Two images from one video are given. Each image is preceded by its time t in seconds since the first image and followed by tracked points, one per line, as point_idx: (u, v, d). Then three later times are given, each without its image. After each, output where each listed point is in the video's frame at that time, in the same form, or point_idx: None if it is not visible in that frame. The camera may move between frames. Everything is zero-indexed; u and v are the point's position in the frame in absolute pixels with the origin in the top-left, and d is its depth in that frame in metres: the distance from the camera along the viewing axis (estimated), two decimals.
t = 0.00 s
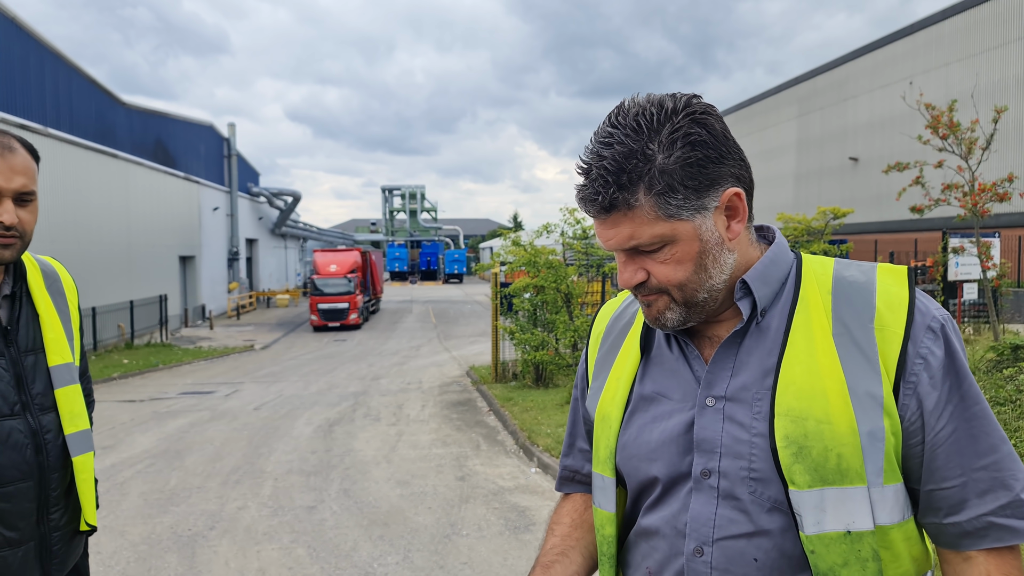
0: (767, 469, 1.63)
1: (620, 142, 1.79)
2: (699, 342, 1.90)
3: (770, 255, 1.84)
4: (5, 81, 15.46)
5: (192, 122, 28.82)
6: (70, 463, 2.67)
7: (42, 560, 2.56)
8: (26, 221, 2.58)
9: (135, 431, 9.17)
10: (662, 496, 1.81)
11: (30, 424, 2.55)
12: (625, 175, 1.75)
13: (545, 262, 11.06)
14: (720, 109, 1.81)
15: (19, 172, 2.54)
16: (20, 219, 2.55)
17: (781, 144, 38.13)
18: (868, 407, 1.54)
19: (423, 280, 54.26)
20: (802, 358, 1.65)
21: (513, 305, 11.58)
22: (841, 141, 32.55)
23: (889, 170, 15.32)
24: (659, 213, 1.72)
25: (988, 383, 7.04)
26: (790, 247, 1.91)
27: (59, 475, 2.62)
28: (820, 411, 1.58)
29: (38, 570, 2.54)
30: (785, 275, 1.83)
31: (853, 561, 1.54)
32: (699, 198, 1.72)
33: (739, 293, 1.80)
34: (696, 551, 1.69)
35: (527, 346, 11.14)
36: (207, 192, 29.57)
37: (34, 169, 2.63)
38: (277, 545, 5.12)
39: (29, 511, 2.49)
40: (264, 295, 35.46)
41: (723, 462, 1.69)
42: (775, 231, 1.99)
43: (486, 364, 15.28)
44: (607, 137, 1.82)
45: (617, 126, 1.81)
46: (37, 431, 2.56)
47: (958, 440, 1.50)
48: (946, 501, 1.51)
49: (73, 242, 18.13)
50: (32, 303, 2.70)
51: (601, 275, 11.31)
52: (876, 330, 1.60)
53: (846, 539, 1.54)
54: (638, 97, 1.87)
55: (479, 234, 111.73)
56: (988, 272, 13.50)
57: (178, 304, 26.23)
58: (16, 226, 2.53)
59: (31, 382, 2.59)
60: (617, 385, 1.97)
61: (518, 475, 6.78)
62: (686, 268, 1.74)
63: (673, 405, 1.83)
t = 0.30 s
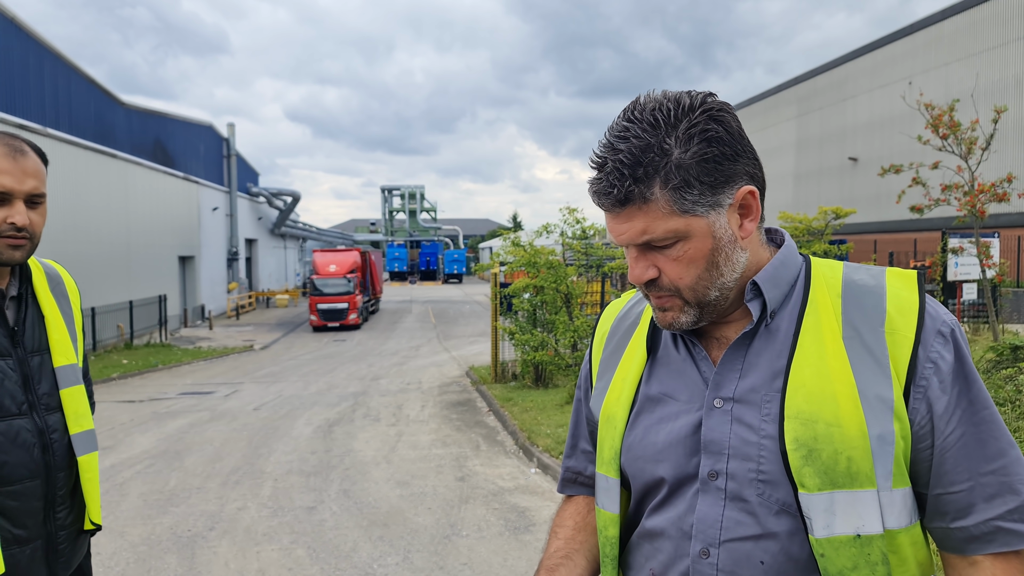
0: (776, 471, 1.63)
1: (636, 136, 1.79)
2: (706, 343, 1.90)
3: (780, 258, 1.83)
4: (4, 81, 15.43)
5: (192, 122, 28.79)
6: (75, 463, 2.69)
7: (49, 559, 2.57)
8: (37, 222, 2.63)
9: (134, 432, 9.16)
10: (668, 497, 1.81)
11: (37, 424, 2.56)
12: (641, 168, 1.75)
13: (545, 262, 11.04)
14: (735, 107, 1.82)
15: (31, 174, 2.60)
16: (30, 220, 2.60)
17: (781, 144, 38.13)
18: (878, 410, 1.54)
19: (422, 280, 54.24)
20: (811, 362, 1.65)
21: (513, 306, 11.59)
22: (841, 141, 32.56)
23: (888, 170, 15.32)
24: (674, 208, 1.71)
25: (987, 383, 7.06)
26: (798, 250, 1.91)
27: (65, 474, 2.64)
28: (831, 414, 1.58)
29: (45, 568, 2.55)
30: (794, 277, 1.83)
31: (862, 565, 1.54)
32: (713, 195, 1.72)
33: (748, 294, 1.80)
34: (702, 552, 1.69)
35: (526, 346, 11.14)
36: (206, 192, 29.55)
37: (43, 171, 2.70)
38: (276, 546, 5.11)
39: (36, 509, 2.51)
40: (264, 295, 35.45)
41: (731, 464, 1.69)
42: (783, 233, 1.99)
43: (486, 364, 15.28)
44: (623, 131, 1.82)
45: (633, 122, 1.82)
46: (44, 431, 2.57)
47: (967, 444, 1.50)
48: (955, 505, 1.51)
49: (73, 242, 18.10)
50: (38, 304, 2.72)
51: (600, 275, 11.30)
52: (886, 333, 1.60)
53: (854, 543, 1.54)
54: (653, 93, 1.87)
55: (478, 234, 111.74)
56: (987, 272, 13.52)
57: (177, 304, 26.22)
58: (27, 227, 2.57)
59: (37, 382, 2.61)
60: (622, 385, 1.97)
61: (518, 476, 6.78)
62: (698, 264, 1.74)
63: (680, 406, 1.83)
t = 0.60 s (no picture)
0: (773, 468, 1.66)
1: (645, 128, 1.83)
2: (707, 341, 1.93)
3: (781, 257, 1.87)
4: (5, 82, 15.47)
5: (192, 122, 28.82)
6: (85, 456, 2.79)
7: (63, 548, 2.66)
8: (52, 221, 2.77)
9: (135, 431, 9.20)
10: (666, 492, 1.84)
11: (50, 417, 2.67)
12: (649, 158, 1.78)
13: (544, 262, 11.07)
14: (743, 105, 1.86)
15: (48, 177, 2.75)
16: (47, 221, 2.75)
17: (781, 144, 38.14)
18: (875, 408, 1.57)
19: (422, 280, 54.25)
20: (810, 360, 1.68)
21: (512, 305, 11.60)
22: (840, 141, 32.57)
23: (886, 169, 15.30)
24: (679, 199, 1.74)
25: (984, 382, 7.09)
26: (799, 250, 1.94)
27: (77, 466, 2.74)
28: (828, 411, 1.61)
29: (61, 558, 2.65)
30: (795, 276, 1.86)
31: (856, 561, 1.57)
32: (717, 189, 1.75)
33: (749, 292, 1.83)
34: (698, 547, 1.72)
35: (526, 346, 11.18)
36: (207, 192, 29.57)
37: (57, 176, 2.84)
38: (277, 544, 5.14)
39: (52, 499, 2.62)
40: (264, 295, 35.48)
41: (728, 460, 1.72)
42: (785, 233, 2.02)
43: (485, 364, 15.31)
44: (633, 122, 1.86)
45: (643, 114, 1.86)
46: (56, 424, 2.67)
47: (963, 444, 1.53)
48: (950, 504, 1.54)
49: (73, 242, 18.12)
50: (46, 304, 2.84)
51: (599, 275, 11.28)
52: (885, 332, 1.63)
53: (849, 539, 1.57)
54: (663, 88, 1.91)
55: (478, 235, 111.78)
56: (985, 271, 13.56)
57: (178, 304, 26.25)
58: (45, 227, 2.72)
59: (47, 377, 2.71)
60: (623, 381, 2.00)
61: (518, 475, 6.81)
62: (701, 256, 1.76)
63: (679, 402, 1.86)
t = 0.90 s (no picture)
0: (764, 467, 1.65)
1: (640, 128, 1.83)
2: (700, 341, 1.92)
3: (774, 256, 1.86)
4: (4, 82, 15.45)
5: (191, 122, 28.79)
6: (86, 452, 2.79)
7: (69, 543, 2.67)
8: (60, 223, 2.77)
9: (134, 431, 9.19)
10: (658, 490, 1.83)
11: (55, 414, 2.67)
12: (643, 157, 1.77)
13: (543, 263, 11.08)
14: (738, 106, 1.85)
15: (55, 178, 2.76)
16: (55, 222, 2.74)
17: (780, 144, 38.15)
18: (865, 407, 1.56)
19: (422, 280, 54.23)
20: (801, 360, 1.67)
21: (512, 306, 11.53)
22: (839, 142, 32.59)
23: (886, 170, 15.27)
24: (672, 198, 1.73)
25: (985, 382, 7.08)
26: (792, 250, 1.93)
27: (80, 462, 2.74)
28: (818, 410, 1.60)
29: (67, 553, 2.65)
30: (788, 276, 1.85)
31: (846, 560, 1.56)
32: (710, 189, 1.74)
33: (740, 292, 1.82)
34: (690, 545, 1.72)
35: (525, 346, 11.17)
36: (205, 192, 29.53)
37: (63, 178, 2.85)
38: (275, 544, 5.13)
39: (60, 494, 2.62)
40: (263, 295, 35.46)
41: (720, 459, 1.71)
42: (779, 233, 2.01)
43: (485, 364, 15.30)
44: (628, 122, 1.86)
45: (638, 114, 1.85)
46: (61, 421, 2.68)
47: (953, 444, 1.52)
48: (941, 503, 1.53)
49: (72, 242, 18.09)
50: (46, 304, 2.84)
51: (599, 276, 11.29)
52: (875, 332, 1.62)
53: (839, 538, 1.56)
54: (659, 88, 1.90)
55: (478, 235, 111.76)
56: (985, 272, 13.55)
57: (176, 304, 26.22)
58: (52, 228, 2.71)
59: (50, 374, 2.71)
60: (616, 380, 2.00)
61: (517, 475, 6.79)
62: (694, 256, 1.75)
63: (671, 401, 1.85)
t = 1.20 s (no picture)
0: (753, 466, 1.66)
1: (629, 129, 1.83)
2: (691, 341, 1.92)
3: (765, 257, 1.86)
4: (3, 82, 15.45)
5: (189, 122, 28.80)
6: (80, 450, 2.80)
7: (67, 540, 2.67)
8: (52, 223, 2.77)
9: (132, 432, 9.20)
10: (650, 491, 1.83)
11: (51, 412, 2.67)
12: (632, 158, 1.78)
13: (542, 263, 11.08)
14: (727, 106, 1.85)
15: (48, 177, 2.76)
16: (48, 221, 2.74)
17: (778, 145, 38.18)
18: (855, 408, 1.56)
19: (421, 280, 54.23)
20: (791, 360, 1.68)
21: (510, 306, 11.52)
22: (838, 142, 32.62)
23: (885, 170, 15.29)
24: (661, 199, 1.74)
25: (982, 382, 7.11)
26: (783, 251, 1.93)
27: (74, 460, 2.74)
28: (808, 411, 1.60)
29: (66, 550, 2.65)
30: (778, 277, 1.85)
31: (834, 559, 1.56)
32: (699, 189, 1.75)
33: (731, 293, 1.82)
34: (681, 545, 1.72)
35: (524, 346, 11.16)
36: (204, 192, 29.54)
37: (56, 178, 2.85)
38: (274, 545, 5.14)
39: (59, 490, 2.62)
40: (262, 295, 35.49)
41: (711, 459, 1.72)
42: (769, 234, 2.02)
43: (483, 364, 15.30)
44: (617, 124, 1.86)
45: (626, 116, 1.85)
46: (57, 419, 2.68)
47: (941, 443, 1.52)
48: (929, 503, 1.53)
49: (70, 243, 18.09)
50: (36, 304, 2.84)
51: (598, 276, 11.33)
52: (864, 333, 1.63)
53: (827, 537, 1.56)
54: (647, 89, 1.90)
55: (477, 235, 111.77)
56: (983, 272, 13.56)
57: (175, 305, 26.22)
58: (46, 228, 2.72)
59: (45, 374, 2.72)
60: (609, 380, 2.00)
61: (515, 476, 6.80)
62: (683, 255, 1.76)
63: (663, 402, 1.86)
